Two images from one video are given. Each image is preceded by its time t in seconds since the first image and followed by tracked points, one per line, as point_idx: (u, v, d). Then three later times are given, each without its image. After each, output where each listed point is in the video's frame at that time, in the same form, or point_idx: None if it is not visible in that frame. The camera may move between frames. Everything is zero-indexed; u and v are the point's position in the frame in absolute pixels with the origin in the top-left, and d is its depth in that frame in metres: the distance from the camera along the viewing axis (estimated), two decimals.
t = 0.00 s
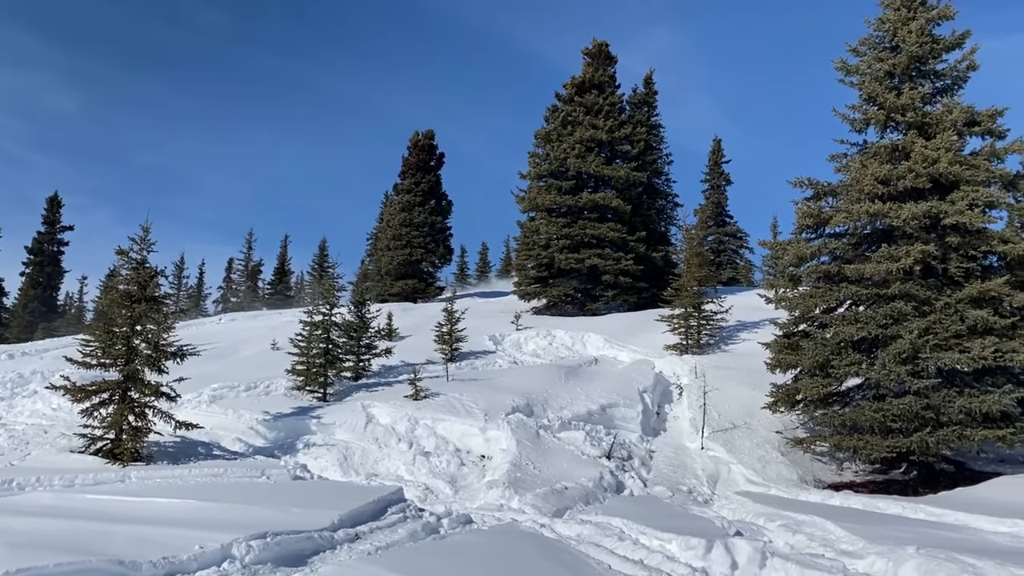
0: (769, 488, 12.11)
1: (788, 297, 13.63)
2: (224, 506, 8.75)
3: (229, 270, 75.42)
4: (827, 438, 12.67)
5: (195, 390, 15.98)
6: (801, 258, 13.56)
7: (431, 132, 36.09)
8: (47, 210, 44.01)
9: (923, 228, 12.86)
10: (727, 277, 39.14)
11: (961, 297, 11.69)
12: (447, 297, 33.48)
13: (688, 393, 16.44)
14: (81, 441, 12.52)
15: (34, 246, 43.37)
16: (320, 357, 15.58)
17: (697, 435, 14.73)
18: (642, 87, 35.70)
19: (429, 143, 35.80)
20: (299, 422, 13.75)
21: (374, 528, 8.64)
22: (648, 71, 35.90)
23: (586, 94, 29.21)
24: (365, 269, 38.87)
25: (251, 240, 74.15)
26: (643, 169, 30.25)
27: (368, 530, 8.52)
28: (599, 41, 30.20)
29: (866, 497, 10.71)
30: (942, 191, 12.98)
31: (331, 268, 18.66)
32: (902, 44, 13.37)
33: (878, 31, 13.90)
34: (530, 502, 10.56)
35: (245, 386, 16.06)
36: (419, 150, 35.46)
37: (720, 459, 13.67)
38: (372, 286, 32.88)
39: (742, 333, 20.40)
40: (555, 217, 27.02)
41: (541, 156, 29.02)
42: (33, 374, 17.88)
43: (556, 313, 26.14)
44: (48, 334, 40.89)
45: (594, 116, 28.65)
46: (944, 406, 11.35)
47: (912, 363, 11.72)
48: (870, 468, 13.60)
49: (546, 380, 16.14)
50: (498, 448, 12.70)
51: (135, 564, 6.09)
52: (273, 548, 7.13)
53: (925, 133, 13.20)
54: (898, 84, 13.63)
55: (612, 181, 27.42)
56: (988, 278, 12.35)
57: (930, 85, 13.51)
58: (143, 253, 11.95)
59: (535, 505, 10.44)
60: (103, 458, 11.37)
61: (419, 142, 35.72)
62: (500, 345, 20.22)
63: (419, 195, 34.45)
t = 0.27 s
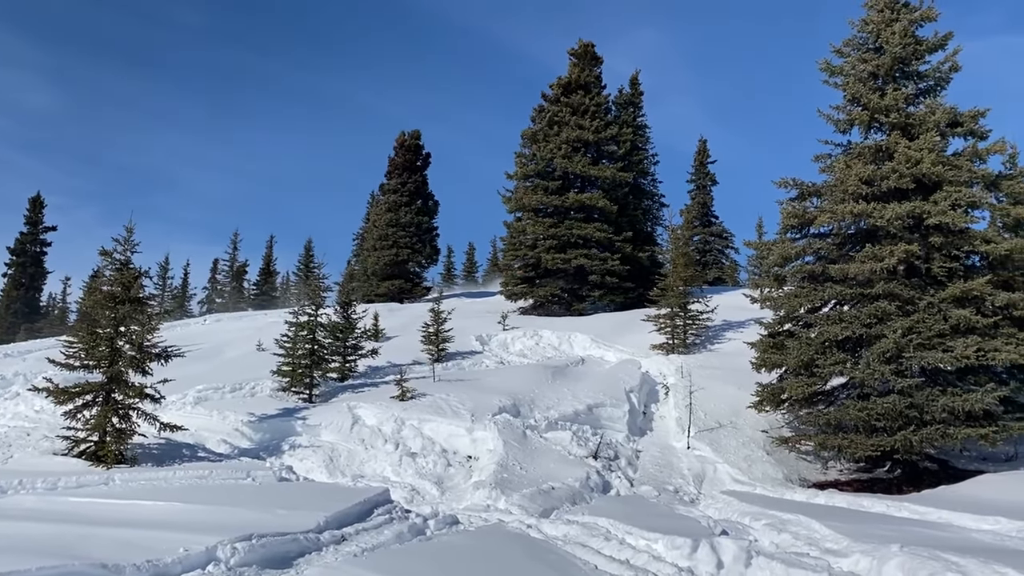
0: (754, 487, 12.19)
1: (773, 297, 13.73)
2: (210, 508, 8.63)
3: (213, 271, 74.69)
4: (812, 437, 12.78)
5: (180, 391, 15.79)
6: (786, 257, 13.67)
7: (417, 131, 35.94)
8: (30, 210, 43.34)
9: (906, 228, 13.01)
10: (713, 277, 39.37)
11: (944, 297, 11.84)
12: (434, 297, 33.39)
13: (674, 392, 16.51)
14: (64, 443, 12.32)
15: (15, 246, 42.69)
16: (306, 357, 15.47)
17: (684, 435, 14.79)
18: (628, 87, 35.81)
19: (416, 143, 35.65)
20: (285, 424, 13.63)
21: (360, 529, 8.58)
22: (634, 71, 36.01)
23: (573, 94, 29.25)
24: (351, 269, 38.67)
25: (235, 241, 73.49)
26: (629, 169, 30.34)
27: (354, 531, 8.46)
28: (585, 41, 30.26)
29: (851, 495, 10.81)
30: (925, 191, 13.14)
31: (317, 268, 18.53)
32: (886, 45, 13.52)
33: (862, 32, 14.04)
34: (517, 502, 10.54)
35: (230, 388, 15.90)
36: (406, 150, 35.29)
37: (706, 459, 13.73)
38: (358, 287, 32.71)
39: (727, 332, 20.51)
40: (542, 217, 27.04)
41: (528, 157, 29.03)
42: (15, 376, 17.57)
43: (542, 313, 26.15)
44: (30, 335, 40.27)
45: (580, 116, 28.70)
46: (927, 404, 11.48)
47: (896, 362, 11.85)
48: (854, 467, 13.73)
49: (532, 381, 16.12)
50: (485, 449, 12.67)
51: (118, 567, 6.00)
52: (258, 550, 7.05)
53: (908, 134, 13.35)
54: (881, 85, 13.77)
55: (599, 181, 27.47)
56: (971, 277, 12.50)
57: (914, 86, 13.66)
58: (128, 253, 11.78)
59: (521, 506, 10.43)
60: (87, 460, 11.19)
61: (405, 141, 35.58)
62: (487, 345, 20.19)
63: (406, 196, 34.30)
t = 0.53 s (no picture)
0: (740, 486, 12.26)
1: (758, 296, 13.83)
2: (196, 510, 8.53)
3: (197, 271, 73.94)
4: (797, 435, 12.87)
5: (165, 393, 15.61)
6: (771, 257, 13.77)
7: (404, 131, 35.79)
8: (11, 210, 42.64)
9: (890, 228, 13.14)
10: (699, 276, 39.58)
11: (927, 296, 11.97)
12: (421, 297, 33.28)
13: (661, 391, 16.56)
14: (46, 445, 12.13)
15: None
16: (292, 358, 15.35)
17: (670, 434, 14.85)
18: (614, 88, 35.89)
19: (402, 142, 35.50)
20: (271, 424, 13.50)
21: (346, 530, 8.51)
22: (620, 72, 36.11)
23: (559, 94, 29.29)
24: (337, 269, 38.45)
25: (220, 241, 72.81)
26: (616, 169, 30.42)
27: (340, 532, 8.39)
28: (571, 42, 30.30)
29: (835, 493, 10.90)
30: (908, 191, 13.28)
31: (303, 268, 18.39)
32: (870, 46, 13.65)
33: (846, 33, 14.17)
34: (504, 502, 10.52)
35: (215, 389, 15.74)
36: (392, 150, 35.12)
37: (693, 457, 13.79)
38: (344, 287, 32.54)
39: (713, 332, 20.62)
40: (528, 217, 27.05)
41: (514, 156, 29.03)
42: None
43: (529, 313, 26.15)
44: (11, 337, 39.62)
45: (566, 116, 28.74)
46: (911, 402, 11.61)
47: (880, 361, 11.96)
48: (839, 465, 13.85)
49: (519, 381, 16.11)
50: (472, 449, 12.63)
51: (102, 570, 5.92)
52: (244, 552, 6.97)
53: (892, 134, 13.48)
54: (865, 85, 13.90)
55: (585, 181, 27.52)
56: (953, 277, 12.65)
57: (897, 86, 13.80)
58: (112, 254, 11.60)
59: (508, 506, 10.41)
60: (70, 463, 11.02)
61: (392, 141, 35.42)
62: (474, 345, 20.15)
63: (392, 195, 34.15)
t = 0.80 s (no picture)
0: (727, 484, 12.33)
1: (744, 295, 13.92)
2: (182, 511, 8.43)
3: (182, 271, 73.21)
4: (783, 433, 12.97)
5: (150, 393, 15.44)
6: (757, 256, 13.85)
7: (391, 130, 35.64)
8: None
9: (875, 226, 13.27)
10: (686, 276, 39.77)
11: (912, 294, 12.10)
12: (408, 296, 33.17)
13: (648, 390, 16.62)
14: (29, 447, 11.95)
15: None
16: (278, 358, 15.23)
17: (657, 432, 14.90)
18: (601, 87, 35.95)
19: (389, 141, 35.34)
20: (257, 425, 13.38)
21: (333, 531, 8.45)
22: (607, 71, 36.18)
23: (546, 93, 29.30)
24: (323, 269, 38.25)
25: (205, 241, 72.15)
26: (603, 168, 30.47)
27: (327, 532, 8.33)
28: (558, 41, 30.31)
29: (821, 490, 10.99)
30: (893, 190, 13.41)
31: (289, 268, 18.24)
32: (855, 46, 13.77)
33: (831, 33, 14.28)
34: (491, 501, 10.49)
35: (201, 389, 15.58)
36: (379, 149, 34.95)
37: (680, 456, 13.85)
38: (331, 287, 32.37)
39: (700, 331, 20.72)
40: (516, 217, 27.04)
41: (501, 156, 29.02)
42: None
43: (517, 312, 26.14)
44: None
45: (553, 116, 28.74)
46: (896, 400, 11.72)
47: (865, 359, 12.08)
48: (825, 462, 13.96)
49: (507, 380, 16.10)
50: (459, 449, 12.60)
51: (86, 572, 5.83)
52: (231, 552, 6.89)
53: (876, 133, 13.61)
54: (850, 85, 14.02)
55: (572, 180, 27.54)
56: (937, 275, 12.77)
57: (882, 86, 13.94)
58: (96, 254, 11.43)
59: (496, 505, 10.39)
60: (54, 464, 10.87)
61: (378, 140, 35.27)
62: (461, 344, 20.11)
63: (379, 195, 33.99)
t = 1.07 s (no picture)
0: (714, 481, 12.40)
1: (731, 293, 14.01)
2: (168, 512, 8.33)
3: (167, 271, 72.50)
4: (770, 431, 13.06)
5: (135, 394, 15.27)
6: (743, 254, 13.94)
7: (378, 129, 35.46)
8: None
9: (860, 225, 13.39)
10: (673, 274, 39.93)
11: (897, 292, 12.21)
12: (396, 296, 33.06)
13: (635, 388, 16.67)
14: (12, 448, 11.78)
15: None
16: (265, 358, 15.10)
17: (645, 431, 14.95)
18: (589, 85, 35.98)
19: (376, 140, 35.16)
20: (244, 425, 13.26)
21: (320, 531, 8.38)
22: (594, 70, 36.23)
23: (533, 92, 29.29)
24: (311, 268, 38.05)
25: (190, 240, 71.49)
26: (590, 167, 30.50)
27: (315, 533, 8.27)
28: (546, 39, 30.30)
29: (807, 487, 11.09)
30: (878, 189, 13.52)
31: (276, 267, 18.10)
32: (839, 45, 13.89)
33: (816, 32, 14.39)
34: (479, 501, 10.47)
35: (187, 389, 15.43)
36: (366, 148, 34.75)
37: (667, 454, 13.91)
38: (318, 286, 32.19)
39: (687, 329, 20.80)
40: (503, 215, 27.04)
41: (489, 154, 29.01)
42: None
43: (504, 311, 26.12)
44: None
45: (540, 114, 28.72)
46: (881, 397, 11.83)
47: (851, 357, 12.18)
48: (811, 459, 14.08)
49: (495, 379, 16.08)
50: (447, 448, 12.56)
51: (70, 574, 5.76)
52: (217, 553, 6.82)
53: (862, 132, 13.73)
54: (835, 84, 14.14)
55: (560, 179, 27.55)
56: (922, 273, 12.90)
57: (867, 85, 14.06)
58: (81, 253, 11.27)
59: (484, 504, 10.37)
60: (38, 466, 10.72)
61: (365, 139, 35.10)
62: (449, 343, 20.06)
63: (366, 194, 33.82)
